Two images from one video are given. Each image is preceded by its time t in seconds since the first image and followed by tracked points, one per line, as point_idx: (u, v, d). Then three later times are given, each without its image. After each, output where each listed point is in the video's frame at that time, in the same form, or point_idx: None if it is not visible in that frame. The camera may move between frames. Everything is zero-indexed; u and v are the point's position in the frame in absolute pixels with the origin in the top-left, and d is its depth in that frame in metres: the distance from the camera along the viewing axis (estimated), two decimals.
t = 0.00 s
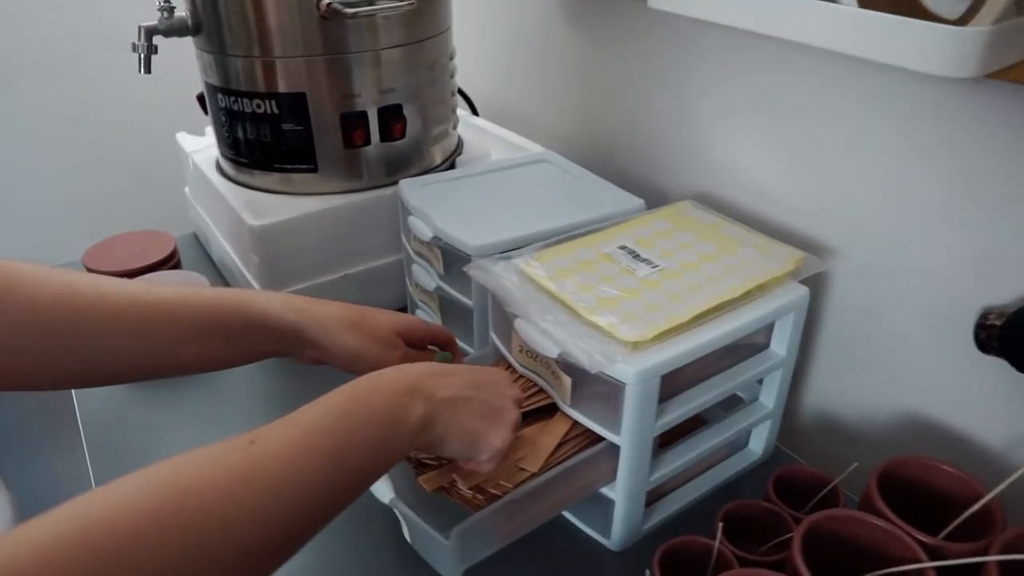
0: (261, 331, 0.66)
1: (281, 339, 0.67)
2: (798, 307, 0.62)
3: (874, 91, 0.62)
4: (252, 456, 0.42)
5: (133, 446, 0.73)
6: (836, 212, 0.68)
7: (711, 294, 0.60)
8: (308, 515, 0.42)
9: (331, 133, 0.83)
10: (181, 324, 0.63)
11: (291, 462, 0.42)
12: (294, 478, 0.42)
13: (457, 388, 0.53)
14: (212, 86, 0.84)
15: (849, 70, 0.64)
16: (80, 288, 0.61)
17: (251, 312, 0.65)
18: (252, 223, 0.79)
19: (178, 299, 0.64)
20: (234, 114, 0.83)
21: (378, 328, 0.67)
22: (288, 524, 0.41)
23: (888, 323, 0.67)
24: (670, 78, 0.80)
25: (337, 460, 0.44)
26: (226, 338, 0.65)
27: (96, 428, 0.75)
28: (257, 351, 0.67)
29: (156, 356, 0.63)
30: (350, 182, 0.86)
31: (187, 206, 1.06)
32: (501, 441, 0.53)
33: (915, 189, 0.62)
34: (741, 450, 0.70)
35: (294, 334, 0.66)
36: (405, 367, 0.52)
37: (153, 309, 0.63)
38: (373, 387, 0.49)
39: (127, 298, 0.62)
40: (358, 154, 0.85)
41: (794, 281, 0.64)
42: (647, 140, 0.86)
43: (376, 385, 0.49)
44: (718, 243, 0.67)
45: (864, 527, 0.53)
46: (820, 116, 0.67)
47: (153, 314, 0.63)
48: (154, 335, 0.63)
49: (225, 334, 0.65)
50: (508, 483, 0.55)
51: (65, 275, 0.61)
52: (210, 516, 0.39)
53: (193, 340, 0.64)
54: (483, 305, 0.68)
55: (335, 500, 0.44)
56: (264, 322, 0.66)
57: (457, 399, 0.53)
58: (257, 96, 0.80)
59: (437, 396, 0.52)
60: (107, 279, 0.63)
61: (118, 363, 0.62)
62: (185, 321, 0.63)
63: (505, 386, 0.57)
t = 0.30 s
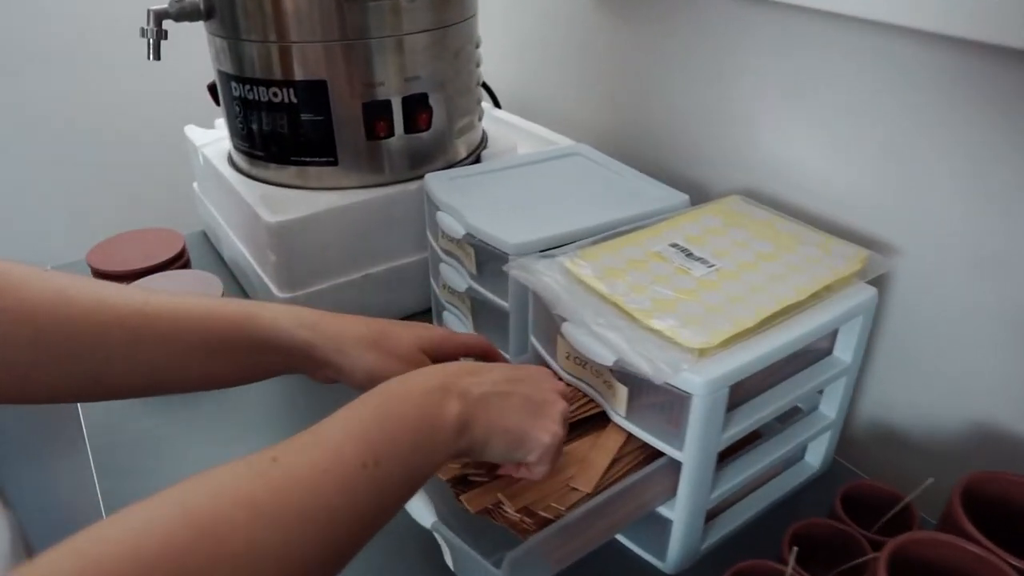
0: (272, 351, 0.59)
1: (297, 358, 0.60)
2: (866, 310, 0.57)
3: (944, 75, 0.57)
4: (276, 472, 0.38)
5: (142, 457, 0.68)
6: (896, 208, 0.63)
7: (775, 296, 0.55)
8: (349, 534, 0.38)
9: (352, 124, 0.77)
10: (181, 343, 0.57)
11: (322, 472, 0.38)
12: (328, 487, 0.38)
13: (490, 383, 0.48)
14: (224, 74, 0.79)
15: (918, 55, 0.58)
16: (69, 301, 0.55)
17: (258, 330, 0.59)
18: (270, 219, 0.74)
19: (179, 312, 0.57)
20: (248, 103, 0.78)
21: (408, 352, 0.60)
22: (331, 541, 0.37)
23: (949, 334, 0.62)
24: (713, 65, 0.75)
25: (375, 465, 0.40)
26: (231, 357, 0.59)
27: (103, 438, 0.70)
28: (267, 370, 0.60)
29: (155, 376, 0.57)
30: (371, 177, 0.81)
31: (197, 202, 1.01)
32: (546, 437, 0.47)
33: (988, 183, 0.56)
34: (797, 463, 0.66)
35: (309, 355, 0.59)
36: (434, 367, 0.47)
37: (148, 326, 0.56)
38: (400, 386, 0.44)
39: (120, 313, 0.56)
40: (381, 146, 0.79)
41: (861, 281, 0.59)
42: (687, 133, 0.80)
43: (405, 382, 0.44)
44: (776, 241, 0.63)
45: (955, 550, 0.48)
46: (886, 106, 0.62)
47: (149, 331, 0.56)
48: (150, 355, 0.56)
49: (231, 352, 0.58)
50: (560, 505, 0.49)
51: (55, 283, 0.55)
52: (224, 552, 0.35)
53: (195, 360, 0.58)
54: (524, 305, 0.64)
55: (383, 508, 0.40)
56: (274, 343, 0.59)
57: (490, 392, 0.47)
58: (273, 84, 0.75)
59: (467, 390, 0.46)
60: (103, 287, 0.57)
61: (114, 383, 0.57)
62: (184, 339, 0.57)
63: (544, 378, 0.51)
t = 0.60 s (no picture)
0: (282, 379, 0.54)
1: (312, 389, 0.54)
2: (932, 316, 0.53)
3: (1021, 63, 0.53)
4: (322, 509, 0.32)
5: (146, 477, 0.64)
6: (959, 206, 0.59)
7: (836, 301, 0.50)
8: None
9: (368, 118, 0.73)
10: (178, 369, 0.51)
11: (348, 543, 0.31)
12: (385, 537, 0.32)
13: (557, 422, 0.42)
14: (231, 64, 0.74)
15: (989, 41, 0.54)
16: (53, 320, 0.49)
17: (270, 357, 0.53)
18: (280, 219, 0.70)
19: (178, 337, 0.52)
20: (257, 95, 0.73)
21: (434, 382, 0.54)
22: None
23: (1019, 344, 0.57)
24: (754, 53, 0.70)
25: (411, 536, 0.33)
26: (233, 385, 0.53)
27: (104, 457, 0.66)
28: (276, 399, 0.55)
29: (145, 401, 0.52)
30: (387, 173, 0.76)
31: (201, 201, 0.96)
32: (596, 508, 0.42)
33: None
34: (848, 480, 0.61)
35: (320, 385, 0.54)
36: (499, 383, 0.41)
37: (139, 349, 0.51)
38: (469, 411, 0.38)
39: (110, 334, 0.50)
40: (398, 139, 0.75)
41: (926, 285, 0.54)
42: (726, 128, 0.75)
43: (473, 403, 0.38)
44: (829, 242, 0.58)
45: None
46: (954, 97, 0.57)
47: (141, 354, 0.51)
48: (141, 379, 0.51)
49: (232, 379, 0.53)
50: (600, 539, 0.45)
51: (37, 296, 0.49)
52: None
53: (191, 386, 0.52)
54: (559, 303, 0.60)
55: None
56: (285, 371, 0.53)
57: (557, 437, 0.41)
58: (283, 75, 0.70)
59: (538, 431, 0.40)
60: (94, 303, 0.51)
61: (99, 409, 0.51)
62: (181, 364, 0.51)
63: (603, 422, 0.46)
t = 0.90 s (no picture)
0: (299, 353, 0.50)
1: (335, 363, 0.51)
2: (974, 310, 0.50)
3: None
4: None
5: (143, 479, 0.61)
6: (997, 196, 0.55)
7: (875, 294, 0.47)
8: None
9: (374, 105, 0.69)
10: (174, 343, 0.47)
11: None
12: None
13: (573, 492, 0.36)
14: (231, 50, 0.71)
15: None
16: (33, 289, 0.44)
17: (291, 328, 0.49)
18: (282, 210, 0.67)
19: (179, 306, 0.47)
20: (258, 81, 0.70)
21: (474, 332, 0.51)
22: None
23: None
24: (780, 37, 0.67)
25: None
26: (235, 363, 0.48)
27: (100, 458, 0.64)
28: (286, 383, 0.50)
29: (131, 382, 0.47)
30: (393, 163, 0.73)
31: (201, 195, 0.93)
32: None
33: None
34: (880, 483, 0.58)
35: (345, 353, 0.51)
36: (538, 435, 0.36)
37: (131, 320, 0.46)
38: (485, 484, 0.32)
39: (99, 305, 0.45)
40: (405, 128, 0.72)
41: (967, 278, 0.51)
42: (749, 116, 0.72)
43: (490, 478, 0.32)
44: (861, 233, 0.55)
45: None
46: (998, 80, 0.53)
47: (132, 327, 0.46)
48: (130, 356, 0.46)
49: (235, 357, 0.48)
50: (627, 548, 0.42)
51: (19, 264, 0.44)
52: None
53: (187, 364, 0.47)
54: (577, 298, 0.57)
55: None
56: (304, 344, 0.49)
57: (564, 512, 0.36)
58: (285, 60, 0.67)
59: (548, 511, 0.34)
60: (87, 271, 0.46)
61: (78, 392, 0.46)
62: (178, 337, 0.47)
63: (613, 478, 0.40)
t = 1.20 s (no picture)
0: (292, 342, 0.47)
1: (327, 358, 0.49)
2: (1002, 302, 0.48)
3: None
4: None
5: (138, 479, 0.59)
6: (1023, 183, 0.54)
7: (900, 284, 0.45)
8: None
9: (376, 94, 0.67)
10: (168, 333, 0.44)
11: None
12: None
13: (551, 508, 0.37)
14: (229, 37, 0.69)
15: None
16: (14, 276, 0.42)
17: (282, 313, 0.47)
18: (282, 200, 0.65)
19: (164, 297, 0.45)
20: (257, 69, 0.68)
21: (472, 341, 0.50)
22: None
23: None
24: (794, 22, 0.65)
25: None
26: (226, 355, 0.45)
27: (93, 457, 0.62)
28: (281, 376, 0.47)
29: (115, 378, 0.43)
30: (396, 154, 0.71)
31: (198, 189, 0.91)
32: None
33: None
34: (901, 481, 0.56)
35: (338, 344, 0.49)
36: (508, 449, 0.36)
37: (114, 310, 0.44)
38: (428, 531, 0.31)
39: (83, 293, 0.43)
40: (408, 118, 0.70)
41: (994, 268, 0.49)
42: (762, 104, 0.70)
43: (433, 520, 0.32)
44: (883, 223, 0.53)
45: None
46: None
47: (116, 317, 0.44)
48: (112, 348, 0.43)
49: (224, 348, 0.45)
50: (645, 550, 0.39)
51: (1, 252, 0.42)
52: None
53: (172, 357, 0.44)
54: (587, 292, 0.55)
55: None
56: (297, 330, 0.48)
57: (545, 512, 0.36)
58: (285, 47, 0.65)
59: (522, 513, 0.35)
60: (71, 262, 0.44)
61: (56, 391, 0.42)
62: (165, 327, 0.44)
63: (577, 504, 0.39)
